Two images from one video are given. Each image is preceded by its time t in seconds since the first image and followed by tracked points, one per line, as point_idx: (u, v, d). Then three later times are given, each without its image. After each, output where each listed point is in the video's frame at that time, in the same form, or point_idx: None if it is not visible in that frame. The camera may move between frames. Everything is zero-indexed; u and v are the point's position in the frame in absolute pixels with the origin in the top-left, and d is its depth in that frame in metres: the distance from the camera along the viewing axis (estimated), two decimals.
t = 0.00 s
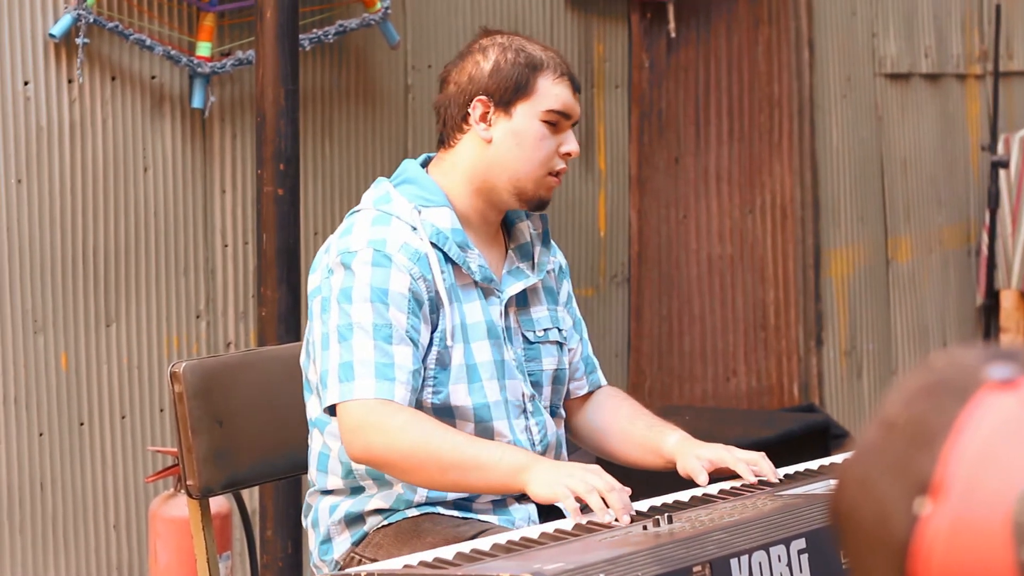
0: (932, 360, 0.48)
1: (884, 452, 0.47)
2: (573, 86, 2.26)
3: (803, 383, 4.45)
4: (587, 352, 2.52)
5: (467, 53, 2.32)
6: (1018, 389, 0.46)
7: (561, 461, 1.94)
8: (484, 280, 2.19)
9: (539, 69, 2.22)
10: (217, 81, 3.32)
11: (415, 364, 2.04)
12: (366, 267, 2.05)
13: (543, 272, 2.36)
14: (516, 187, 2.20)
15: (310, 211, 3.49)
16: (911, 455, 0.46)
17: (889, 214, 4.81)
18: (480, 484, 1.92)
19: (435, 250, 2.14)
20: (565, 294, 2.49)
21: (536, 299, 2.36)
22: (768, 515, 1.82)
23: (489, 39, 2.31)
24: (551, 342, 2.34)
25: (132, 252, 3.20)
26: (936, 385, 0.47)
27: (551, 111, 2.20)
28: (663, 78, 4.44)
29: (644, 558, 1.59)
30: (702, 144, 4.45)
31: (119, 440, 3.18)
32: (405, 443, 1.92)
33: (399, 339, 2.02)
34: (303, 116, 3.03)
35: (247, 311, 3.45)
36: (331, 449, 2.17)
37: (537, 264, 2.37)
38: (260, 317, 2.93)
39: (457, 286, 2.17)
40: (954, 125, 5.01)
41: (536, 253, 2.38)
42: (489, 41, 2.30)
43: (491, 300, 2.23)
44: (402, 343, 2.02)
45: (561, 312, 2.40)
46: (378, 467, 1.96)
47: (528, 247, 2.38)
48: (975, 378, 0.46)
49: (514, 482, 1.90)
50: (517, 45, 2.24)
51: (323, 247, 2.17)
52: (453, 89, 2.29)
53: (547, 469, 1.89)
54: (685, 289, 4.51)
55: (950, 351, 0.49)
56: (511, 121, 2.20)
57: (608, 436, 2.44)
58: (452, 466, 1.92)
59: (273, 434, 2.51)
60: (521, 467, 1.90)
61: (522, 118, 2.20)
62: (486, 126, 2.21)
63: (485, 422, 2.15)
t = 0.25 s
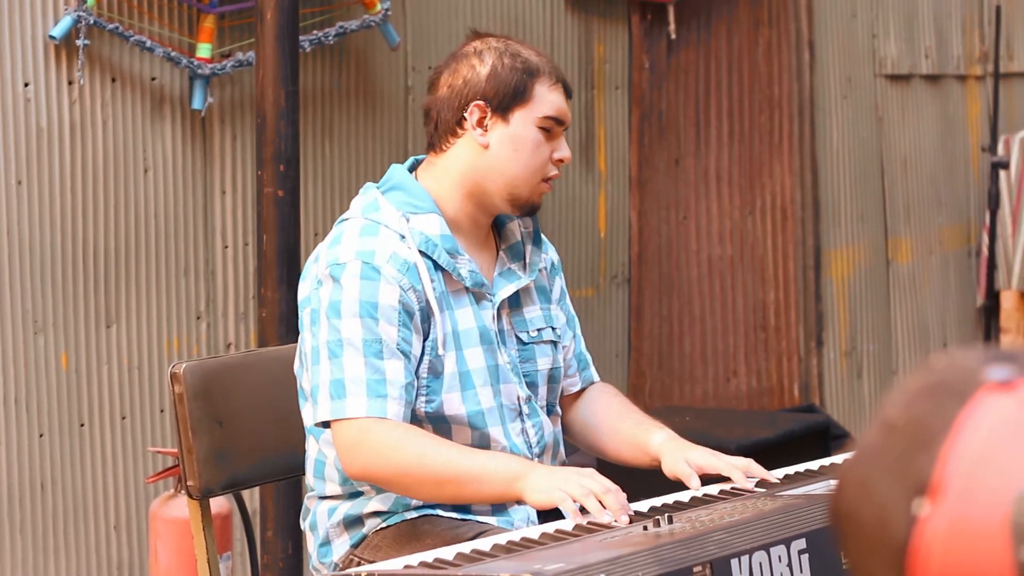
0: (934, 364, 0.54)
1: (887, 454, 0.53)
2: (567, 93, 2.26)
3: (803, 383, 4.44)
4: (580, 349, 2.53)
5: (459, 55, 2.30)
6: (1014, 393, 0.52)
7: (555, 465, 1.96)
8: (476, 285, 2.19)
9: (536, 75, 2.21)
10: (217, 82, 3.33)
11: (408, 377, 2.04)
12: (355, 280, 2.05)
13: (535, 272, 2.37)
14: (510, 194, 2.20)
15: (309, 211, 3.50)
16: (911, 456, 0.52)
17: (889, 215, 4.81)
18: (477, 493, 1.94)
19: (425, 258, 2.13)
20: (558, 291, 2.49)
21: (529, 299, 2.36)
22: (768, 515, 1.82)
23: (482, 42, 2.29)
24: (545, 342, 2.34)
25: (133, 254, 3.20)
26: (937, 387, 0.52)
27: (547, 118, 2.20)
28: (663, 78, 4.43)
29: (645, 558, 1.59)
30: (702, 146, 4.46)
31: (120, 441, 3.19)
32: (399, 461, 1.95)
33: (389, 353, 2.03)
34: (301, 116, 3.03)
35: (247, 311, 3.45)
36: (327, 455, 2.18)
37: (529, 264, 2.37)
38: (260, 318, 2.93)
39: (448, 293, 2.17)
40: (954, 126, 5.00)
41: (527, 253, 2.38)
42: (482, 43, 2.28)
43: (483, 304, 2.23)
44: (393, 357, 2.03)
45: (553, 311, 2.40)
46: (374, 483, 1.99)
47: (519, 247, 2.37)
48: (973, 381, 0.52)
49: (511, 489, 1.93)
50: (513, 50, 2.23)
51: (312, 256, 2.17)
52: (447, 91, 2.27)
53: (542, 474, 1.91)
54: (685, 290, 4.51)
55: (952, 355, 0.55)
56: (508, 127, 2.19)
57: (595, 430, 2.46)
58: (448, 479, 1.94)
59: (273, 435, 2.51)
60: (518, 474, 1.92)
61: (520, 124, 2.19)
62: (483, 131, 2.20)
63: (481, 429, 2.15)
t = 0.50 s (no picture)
0: (935, 367, 0.53)
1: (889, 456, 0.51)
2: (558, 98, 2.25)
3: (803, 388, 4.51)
4: (578, 345, 2.53)
5: (450, 57, 2.25)
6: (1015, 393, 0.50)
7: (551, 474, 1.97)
8: (470, 292, 2.19)
9: (531, 83, 2.19)
10: (217, 86, 3.33)
11: (404, 393, 2.04)
12: (347, 296, 2.04)
13: (529, 272, 2.37)
14: (505, 202, 2.19)
15: (310, 215, 3.50)
16: (912, 458, 0.50)
17: (888, 217, 4.81)
18: (477, 507, 1.95)
19: (416, 269, 2.12)
20: (553, 288, 2.49)
21: (524, 300, 2.36)
22: (768, 520, 1.82)
23: (472, 44, 2.25)
24: (542, 342, 2.35)
25: (132, 258, 3.20)
26: (938, 390, 0.51)
27: (542, 126, 2.19)
28: (662, 82, 4.39)
29: (645, 562, 1.59)
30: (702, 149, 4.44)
31: (119, 446, 3.18)
32: (398, 479, 1.95)
33: (384, 369, 2.02)
34: (302, 122, 3.03)
35: (247, 315, 3.45)
36: (325, 464, 2.17)
37: (523, 265, 2.37)
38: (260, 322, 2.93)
39: (442, 303, 2.16)
40: (953, 128, 5.01)
41: (521, 254, 2.38)
42: (473, 46, 2.24)
43: (479, 310, 2.23)
44: (388, 373, 2.02)
45: (549, 309, 2.40)
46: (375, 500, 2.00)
47: (511, 248, 2.37)
48: (975, 383, 0.51)
49: (511, 501, 1.93)
50: (507, 55, 2.20)
51: (305, 269, 2.16)
52: (442, 98, 2.22)
53: (540, 484, 1.92)
54: (685, 295, 4.48)
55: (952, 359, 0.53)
56: (506, 136, 2.17)
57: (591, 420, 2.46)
58: (447, 495, 1.95)
59: (273, 439, 2.51)
60: (515, 486, 1.93)
61: (518, 133, 2.17)
62: (481, 140, 2.18)
63: (479, 437, 2.16)
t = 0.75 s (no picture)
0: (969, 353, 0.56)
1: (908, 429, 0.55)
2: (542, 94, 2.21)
3: (800, 384, 4.50)
4: (574, 332, 2.52)
5: (430, 61, 2.19)
6: None
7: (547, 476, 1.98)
8: (461, 293, 2.19)
9: (515, 86, 2.15)
10: (213, 83, 3.32)
11: (397, 402, 2.04)
12: (335, 308, 2.04)
13: (520, 267, 2.36)
14: (493, 206, 2.18)
15: (307, 212, 3.50)
16: (923, 434, 0.54)
17: (886, 214, 4.81)
18: (475, 513, 1.96)
19: (404, 276, 2.12)
20: (546, 278, 2.48)
21: (516, 294, 2.35)
22: (766, 517, 1.81)
23: (451, 45, 2.18)
24: (536, 336, 2.34)
25: (129, 255, 3.20)
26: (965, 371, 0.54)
27: (527, 129, 2.16)
28: (659, 79, 4.38)
29: (643, 559, 1.59)
30: (699, 146, 4.44)
31: (117, 443, 3.18)
32: (394, 490, 1.97)
33: (375, 380, 2.03)
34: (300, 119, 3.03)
35: (244, 312, 3.45)
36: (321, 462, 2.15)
37: (513, 258, 2.36)
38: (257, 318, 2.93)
39: (432, 307, 2.16)
40: (950, 124, 5.01)
41: (511, 248, 2.37)
42: (452, 48, 2.17)
43: (470, 309, 2.22)
44: (379, 384, 2.03)
45: (542, 301, 2.39)
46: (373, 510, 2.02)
47: (501, 242, 2.36)
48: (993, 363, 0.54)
49: (508, 505, 1.94)
50: (488, 59, 2.14)
51: (293, 277, 2.16)
52: (424, 105, 2.18)
53: (536, 487, 1.93)
54: (682, 291, 4.48)
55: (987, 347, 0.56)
56: (491, 144, 2.14)
57: (579, 413, 2.48)
58: (443, 503, 1.96)
59: (270, 436, 2.51)
60: (511, 491, 1.93)
61: (503, 140, 2.14)
62: (466, 149, 2.15)
63: (475, 440, 2.16)
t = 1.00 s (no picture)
0: None
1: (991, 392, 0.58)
2: (530, 91, 2.18)
3: (798, 378, 4.45)
4: (572, 325, 2.51)
5: (414, 63, 2.17)
6: None
7: (543, 473, 1.97)
8: (454, 291, 2.20)
9: (500, 87, 2.12)
10: (211, 81, 3.33)
11: (392, 403, 2.04)
12: (327, 310, 2.04)
13: (515, 262, 2.36)
14: (482, 205, 2.17)
15: (304, 209, 3.50)
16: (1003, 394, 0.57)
17: (884, 209, 4.81)
18: (472, 512, 1.96)
19: (396, 276, 2.12)
20: (543, 272, 2.47)
21: (512, 289, 2.35)
22: (763, 511, 1.81)
23: (435, 46, 2.16)
24: (532, 331, 2.35)
25: (128, 253, 3.20)
26: None
27: (514, 128, 2.14)
28: (657, 75, 4.43)
29: (641, 554, 1.60)
30: (696, 142, 4.45)
31: (116, 440, 3.19)
32: (390, 491, 1.97)
33: (369, 381, 2.03)
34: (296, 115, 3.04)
35: (242, 309, 3.45)
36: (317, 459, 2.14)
37: (508, 254, 2.35)
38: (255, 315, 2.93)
39: (425, 306, 2.17)
40: (948, 121, 5.01)
41: (506, 242, 2.36)
42: (436, 50, 2.15)
43: (465, 307, 2.22)
44: (373, 385, 2.03)
45: (538, 296, 2.39)
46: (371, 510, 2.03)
47: (497, 238, 2.34)
48: None
49: (505, 503, 1.94)
50: (473, 60, 2.12)
51: (287, 279, 2.16)
52: (408, 107, 2.17)
53: (535, 484, 1.93)
54: (680, 287, 4.50)
55: None
56: (477, 145, 2.13)
57: (573, 402, 2.48)
58: (440, 502, 1.96)
59: (268, 433, 2.51)
60: (508, 489, 1.93)
61: (488, 141, 2.13)
62: (452, 152, 2.14)
63: (470, 438, 2.16)
